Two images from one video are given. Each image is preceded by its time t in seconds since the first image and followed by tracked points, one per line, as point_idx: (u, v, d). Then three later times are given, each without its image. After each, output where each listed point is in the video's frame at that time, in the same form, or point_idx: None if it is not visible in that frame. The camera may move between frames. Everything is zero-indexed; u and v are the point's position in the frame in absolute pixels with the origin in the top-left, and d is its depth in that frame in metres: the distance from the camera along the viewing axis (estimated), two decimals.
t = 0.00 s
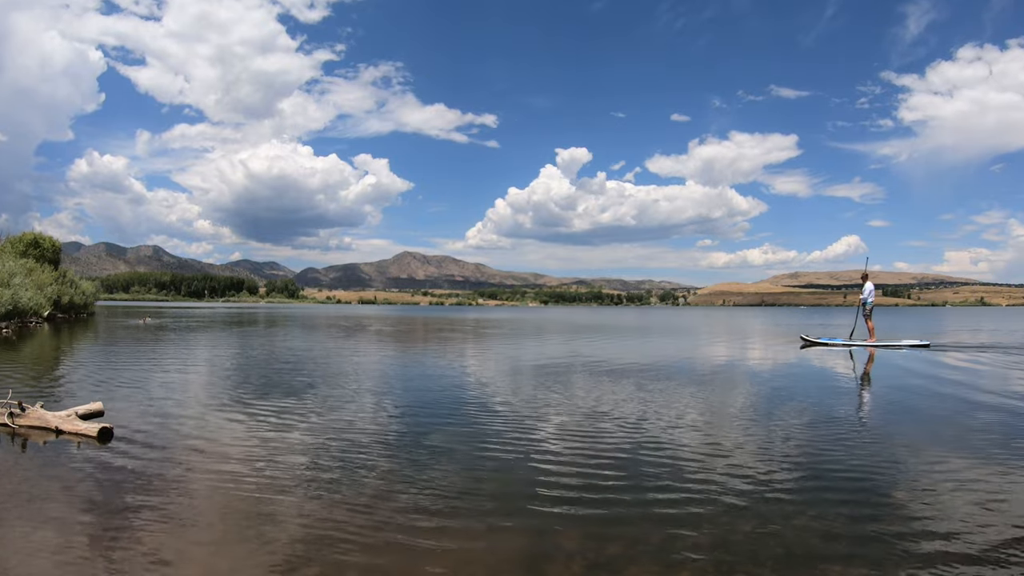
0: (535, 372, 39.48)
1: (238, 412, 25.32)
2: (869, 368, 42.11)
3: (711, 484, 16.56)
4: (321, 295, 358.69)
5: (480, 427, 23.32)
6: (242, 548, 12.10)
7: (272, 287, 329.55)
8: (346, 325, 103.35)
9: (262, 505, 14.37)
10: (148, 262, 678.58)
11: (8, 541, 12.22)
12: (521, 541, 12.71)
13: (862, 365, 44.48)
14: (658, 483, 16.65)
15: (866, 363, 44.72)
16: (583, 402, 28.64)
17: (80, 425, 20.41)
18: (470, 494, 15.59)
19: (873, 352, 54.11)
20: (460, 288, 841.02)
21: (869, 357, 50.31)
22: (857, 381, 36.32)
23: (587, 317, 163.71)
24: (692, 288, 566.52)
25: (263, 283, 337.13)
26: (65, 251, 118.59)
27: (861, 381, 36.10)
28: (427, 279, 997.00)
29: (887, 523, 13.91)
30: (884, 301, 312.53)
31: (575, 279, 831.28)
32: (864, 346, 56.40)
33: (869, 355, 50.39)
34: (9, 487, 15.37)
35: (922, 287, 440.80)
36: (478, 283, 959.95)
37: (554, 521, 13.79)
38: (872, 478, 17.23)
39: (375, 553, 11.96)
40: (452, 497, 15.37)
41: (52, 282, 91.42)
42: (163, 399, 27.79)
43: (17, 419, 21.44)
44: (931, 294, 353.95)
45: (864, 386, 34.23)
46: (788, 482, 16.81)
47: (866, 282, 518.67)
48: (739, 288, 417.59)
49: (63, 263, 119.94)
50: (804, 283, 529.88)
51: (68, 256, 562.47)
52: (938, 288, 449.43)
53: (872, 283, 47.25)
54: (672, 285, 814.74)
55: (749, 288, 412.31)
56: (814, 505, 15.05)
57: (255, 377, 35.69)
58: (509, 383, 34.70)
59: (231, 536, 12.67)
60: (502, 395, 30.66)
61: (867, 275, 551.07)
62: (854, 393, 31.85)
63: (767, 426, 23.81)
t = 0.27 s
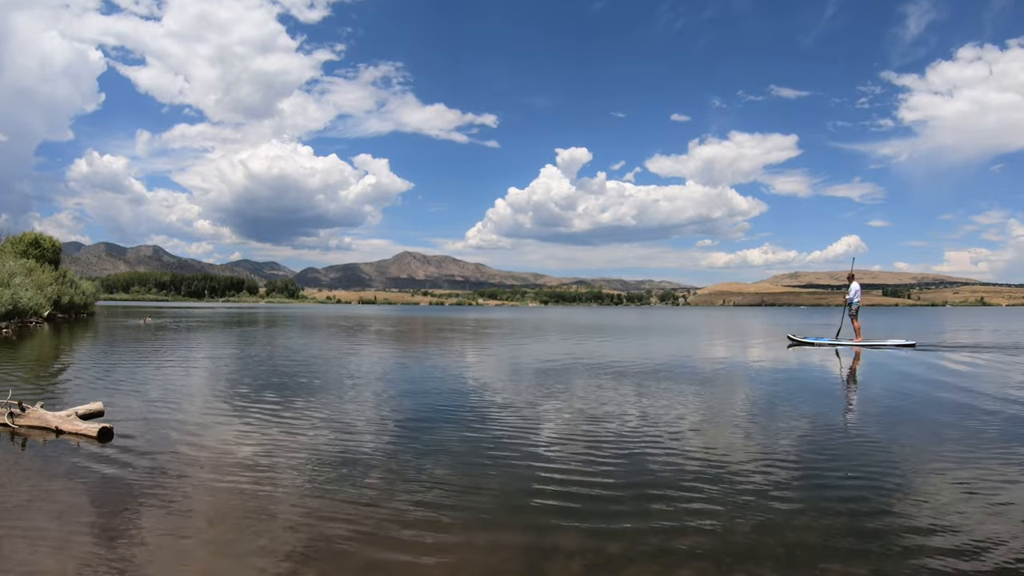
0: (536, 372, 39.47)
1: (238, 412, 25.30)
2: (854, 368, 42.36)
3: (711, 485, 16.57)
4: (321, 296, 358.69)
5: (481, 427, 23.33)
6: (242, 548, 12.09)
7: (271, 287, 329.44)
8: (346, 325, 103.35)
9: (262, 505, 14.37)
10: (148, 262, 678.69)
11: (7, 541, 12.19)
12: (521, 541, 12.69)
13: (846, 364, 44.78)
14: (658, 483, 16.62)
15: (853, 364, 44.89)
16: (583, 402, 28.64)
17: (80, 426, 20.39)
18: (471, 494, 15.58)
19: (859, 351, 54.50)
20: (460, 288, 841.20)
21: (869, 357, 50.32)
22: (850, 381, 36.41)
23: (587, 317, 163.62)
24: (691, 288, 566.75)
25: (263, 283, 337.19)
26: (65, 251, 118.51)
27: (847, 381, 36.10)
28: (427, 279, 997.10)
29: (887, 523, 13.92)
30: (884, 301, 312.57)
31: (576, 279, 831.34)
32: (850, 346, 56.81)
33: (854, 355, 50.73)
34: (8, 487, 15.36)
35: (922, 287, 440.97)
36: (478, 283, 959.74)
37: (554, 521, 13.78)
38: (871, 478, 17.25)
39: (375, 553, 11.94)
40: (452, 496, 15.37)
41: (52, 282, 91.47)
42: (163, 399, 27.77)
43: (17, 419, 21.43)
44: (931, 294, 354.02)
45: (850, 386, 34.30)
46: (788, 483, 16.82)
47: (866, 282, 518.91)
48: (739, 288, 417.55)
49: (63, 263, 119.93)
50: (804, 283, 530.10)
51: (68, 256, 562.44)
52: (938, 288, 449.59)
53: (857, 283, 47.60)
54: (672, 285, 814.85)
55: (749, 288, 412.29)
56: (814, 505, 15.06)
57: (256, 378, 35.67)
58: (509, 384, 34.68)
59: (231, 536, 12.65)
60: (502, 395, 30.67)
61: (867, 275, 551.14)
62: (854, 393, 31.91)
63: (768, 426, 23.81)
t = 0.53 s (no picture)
0: (535, 372, 39.46)
1: (238, 412, 25.30)
2: (839, 368, 42.70)
3: (711, 485, 16.58)
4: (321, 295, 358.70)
5: (481, 427, 23.33)
6: (242, 548, 12.08)
7: (271, 287, 329.56)
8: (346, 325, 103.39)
9: (263, 505, 14.37)
10: (148, 262, 678.73)
11: (8, 541, 12.19)
12: (521, 541, 12.70)
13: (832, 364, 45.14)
14: (658, 483, 16.62)
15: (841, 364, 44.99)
16: (583, 402, 28.65)
17: (80, 425, 20.39)
18: (471, 494, 15.59)
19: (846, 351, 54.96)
20: (460, 288, 841.18)
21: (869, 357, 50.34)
22: (850, 381, 36.44)
23: (587, 317, 163.59)
24: (691, 288, 566.71)
25: (263, 283, 337.23)
26: (66, 250, 118.47)
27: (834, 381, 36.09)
28: (427, 279, 997.09)
29: (886, 523, 13.92)
30: (884, 301, 312.61)
31: (576, 279, 831.36)
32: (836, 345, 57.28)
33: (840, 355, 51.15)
34: (8, 487, 15.36)
35: (923, 287, 440.96)
36: (478, 283, 959.77)
37: (554, 521, 13.78)
38: (871, 478, 17.25)
39: (375, 553, 11.95)
40: (452, 496, 15.37)
41: (52, 282, 91.49)
42: (163, 399, 27.78)
43: (17, 419, 21.42)
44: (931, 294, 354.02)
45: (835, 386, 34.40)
46: (788, 482, 16.83)
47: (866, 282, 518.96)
48: (739, 288, 417.54)
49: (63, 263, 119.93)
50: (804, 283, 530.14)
51: (68, 256, 562.46)
52: (938, 288, 449.57)
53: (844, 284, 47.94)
54: (672, 285, 814.83)
55: (749, 288, 412.34)
56: (814, 505, 15.06)
57: (255, 377, 35.71)
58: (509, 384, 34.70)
59: (231, 536, 12.65)
60: (502, 395, 30.67)
61: (867, 275, 551.21)
62: (853, 393, 31.94)
63: (768, 426, 23.82)
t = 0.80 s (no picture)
0: (535, 372, 39.47)
1: (238, 412, 25.27)
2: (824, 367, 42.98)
3: (711, 485, 16.58)
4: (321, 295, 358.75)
5: (481, 427, 23.32)
6: (242, 548, 12.08)
7: (271, 287, 329.58)
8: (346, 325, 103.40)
9: (263, 505, 14.36)
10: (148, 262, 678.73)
11: (8, 541, 12.18)
12: (521, 541, 12.69)
13: (819, 364, 45.28)
14: (658, 483, 16.61)
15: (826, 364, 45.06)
16: (583, 402, 28.64)
17: (80, 425, 20.38)
18: (471, 494, 15.57)
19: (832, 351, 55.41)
20: (460, 288, 841.21)
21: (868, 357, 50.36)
22: (850, 381, 36.45)
23: (587, 317, 163.53)
24: (691, 288, 566.69)
25: (263, 283, 337.25)
26: (65, 251, 118.44)
27: (821, 381, 36.09)
28: (427, 279, 997.02)
29: (887, 523, 13.91)
30: (884, 301, 312.60)
31: (576, 279, 831.19)
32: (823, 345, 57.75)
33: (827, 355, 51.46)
34: (9, 487, 15.36)
35: (922, 287, 440.89)
36: (478, 283, 959.78)
37: (554, 521, 13.78)
38: (871, 478, 17.26)
39: (376, 553, 11.94)
40: (452, 496, 15.36)
41: (52, 282, 91.50)
42: (162, 399, 27.77)
43: (17, 419, 21.40)
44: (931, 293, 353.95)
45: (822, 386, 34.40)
46: (788, 482, 16.82)
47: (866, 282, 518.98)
48: (739, 287, 417.50)
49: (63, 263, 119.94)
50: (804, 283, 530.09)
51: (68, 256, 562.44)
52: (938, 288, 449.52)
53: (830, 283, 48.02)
54: (672, 285, 814.80)
55: (749, 288, 412.36)
56: (814, 505, 15.05)
57: (255, 377, 35.71)
58: (509, 383, 34.68)
59: (231, 536, 12.64)
60: (502, 395, 30.66)
61: (867, 275, 551.37)
62: (853, 393, 31.95)
63: (768, 426, 23.82)
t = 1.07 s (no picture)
0: (535, 372, 39.45)
1: (238, 412, 25.24)
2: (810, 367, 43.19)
3: (711, 485, 16.55)
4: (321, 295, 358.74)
5: (482, 427, 23.29)
6: (241, 548, 12.06)
7: (271, 287, 329.68)
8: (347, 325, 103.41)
9: (262, 505, 14.34)
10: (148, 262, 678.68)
11: (7, 541, 12.16)
12: (521, 541, 12.66)
13: (807, 364, 45.32)
14: (658, 483, 16.59)
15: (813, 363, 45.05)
16: (584, 402, 28.61)
17: (80, 425, 20.36)
18: (471, 494, 15.54)
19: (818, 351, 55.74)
20: (460, 288, 841.16)
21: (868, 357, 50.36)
22: (850, 381, 36.45)
23: (587, 317, 163.47)
24: (691, 288, 566.78)
25: (263, 283, 337.26)
26: (66, 251, 118.38)
27: (808, 381, 36.08)
28: (427, 279, 997.03)
29: (888, 523, 13.88)
30: (884, 300, 312.59)
31: (576, 279, 831.15)
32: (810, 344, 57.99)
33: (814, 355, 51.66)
34: (8, 487, 15.34)
35: (922, 287, 440.82)
36: (478, 283, 959.79)
37: (555, 521, 13.75)
38: (871, 478, 17.23)
39: (375, 553, 11.91)
40: (452, 496, 15.33)
41: (52, 283, 91.55)
42: (162, 399, 27.74)
43: (17, 419, 21.38)
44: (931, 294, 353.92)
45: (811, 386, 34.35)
46: (788, 482, 16.79)
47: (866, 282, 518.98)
48: (739, 287, 417.47)
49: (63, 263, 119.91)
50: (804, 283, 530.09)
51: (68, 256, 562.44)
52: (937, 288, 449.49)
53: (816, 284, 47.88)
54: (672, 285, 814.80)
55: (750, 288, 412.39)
56: (814, 505, 15.03)
57: (255, 377, 35.70)
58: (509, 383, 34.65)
59: (230, 536, 12.61)
60: (502, 395, 30.64)
61: (867, 275, 551.51)
62: (853, 393, 31.93)
63: (769, 426, 23.79)
